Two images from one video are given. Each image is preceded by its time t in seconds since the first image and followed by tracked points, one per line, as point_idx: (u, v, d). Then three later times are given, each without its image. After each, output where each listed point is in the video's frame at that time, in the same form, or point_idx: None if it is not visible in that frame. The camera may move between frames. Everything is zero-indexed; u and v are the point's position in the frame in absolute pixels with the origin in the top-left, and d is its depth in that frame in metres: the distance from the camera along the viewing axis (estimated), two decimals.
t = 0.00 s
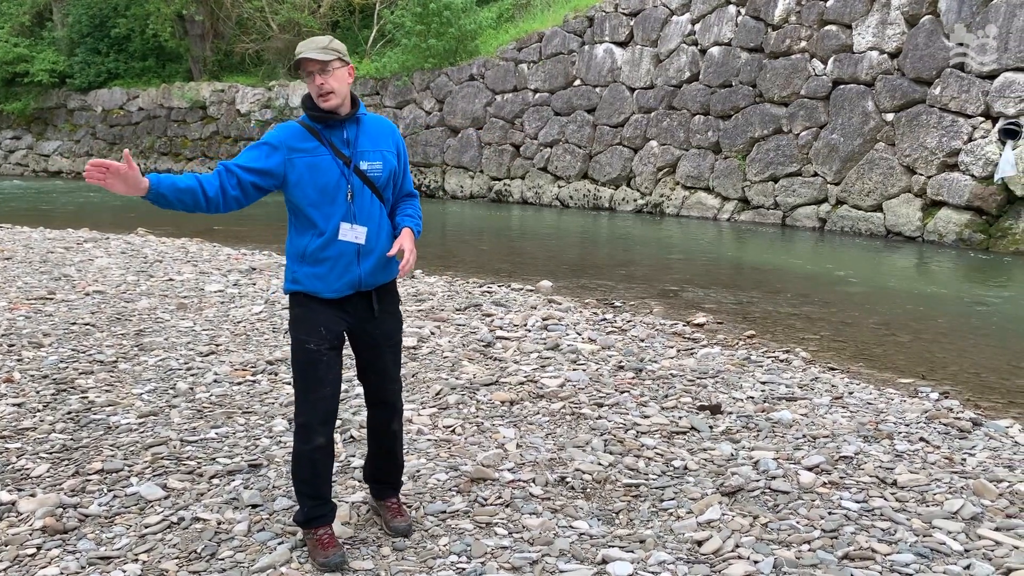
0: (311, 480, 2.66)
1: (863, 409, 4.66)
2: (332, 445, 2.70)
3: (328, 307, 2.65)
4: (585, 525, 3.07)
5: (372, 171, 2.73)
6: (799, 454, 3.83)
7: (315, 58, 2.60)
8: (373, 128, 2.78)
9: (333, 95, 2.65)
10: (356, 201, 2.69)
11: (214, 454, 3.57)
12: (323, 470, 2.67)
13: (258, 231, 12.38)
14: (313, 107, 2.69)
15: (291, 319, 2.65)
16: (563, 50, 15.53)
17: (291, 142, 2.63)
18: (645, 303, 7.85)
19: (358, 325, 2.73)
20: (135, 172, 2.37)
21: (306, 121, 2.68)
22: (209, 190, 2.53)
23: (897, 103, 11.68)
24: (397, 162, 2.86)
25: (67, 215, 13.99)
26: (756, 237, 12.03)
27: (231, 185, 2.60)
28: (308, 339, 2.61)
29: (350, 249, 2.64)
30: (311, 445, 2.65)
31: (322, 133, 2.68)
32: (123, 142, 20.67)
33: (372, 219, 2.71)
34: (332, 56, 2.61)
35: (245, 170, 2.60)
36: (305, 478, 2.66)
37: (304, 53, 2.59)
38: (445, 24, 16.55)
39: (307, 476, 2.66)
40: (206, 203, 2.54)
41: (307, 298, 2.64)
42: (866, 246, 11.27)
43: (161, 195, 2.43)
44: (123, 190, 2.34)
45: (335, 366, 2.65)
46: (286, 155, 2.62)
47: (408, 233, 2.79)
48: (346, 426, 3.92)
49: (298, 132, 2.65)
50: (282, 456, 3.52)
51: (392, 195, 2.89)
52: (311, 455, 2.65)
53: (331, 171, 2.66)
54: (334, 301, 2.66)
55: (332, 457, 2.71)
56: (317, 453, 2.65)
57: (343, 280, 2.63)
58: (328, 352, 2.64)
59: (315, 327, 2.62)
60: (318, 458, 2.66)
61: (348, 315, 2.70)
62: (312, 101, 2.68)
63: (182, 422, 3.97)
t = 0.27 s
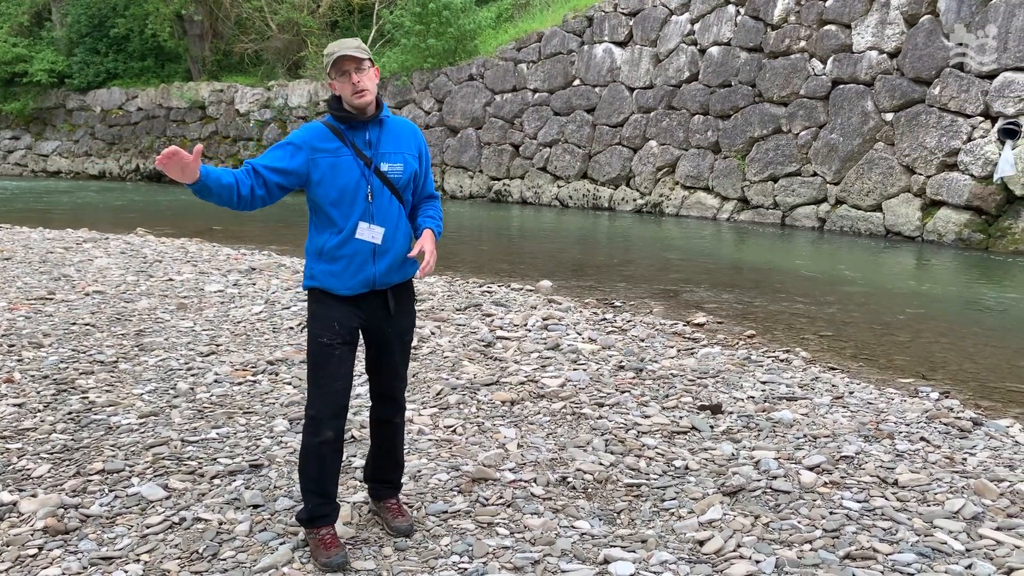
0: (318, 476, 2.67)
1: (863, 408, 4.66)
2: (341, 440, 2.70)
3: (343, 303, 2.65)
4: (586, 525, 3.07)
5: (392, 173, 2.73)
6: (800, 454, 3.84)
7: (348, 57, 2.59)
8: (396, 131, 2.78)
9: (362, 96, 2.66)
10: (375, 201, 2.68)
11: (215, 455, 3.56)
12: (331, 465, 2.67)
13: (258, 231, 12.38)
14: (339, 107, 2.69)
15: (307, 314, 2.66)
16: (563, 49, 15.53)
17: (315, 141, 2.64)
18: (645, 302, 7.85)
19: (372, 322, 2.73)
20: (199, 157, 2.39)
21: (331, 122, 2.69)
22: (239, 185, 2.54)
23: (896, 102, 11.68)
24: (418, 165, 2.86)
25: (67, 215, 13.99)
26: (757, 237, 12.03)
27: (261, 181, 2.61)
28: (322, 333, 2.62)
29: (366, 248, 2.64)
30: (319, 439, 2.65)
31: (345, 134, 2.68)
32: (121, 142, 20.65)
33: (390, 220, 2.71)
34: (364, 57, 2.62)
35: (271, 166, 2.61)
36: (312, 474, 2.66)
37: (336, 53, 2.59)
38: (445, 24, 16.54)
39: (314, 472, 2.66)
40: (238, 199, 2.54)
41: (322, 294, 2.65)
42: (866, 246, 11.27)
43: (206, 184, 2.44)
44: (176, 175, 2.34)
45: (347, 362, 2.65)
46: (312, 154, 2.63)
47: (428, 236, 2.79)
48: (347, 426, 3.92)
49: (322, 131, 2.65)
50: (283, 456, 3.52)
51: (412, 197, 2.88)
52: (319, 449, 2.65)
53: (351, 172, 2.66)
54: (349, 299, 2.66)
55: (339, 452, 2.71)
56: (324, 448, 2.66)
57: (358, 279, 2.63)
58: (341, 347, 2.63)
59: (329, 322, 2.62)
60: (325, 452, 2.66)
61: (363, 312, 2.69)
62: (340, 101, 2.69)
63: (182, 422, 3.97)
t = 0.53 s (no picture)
0: (319, 469, 2.67)
1: (867, 409, 4.66)
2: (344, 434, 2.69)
3: (351, 299, 2.67)
4: (590, 525, 3.06)
5: (407, 178, 2.72)
6: (803, 455, 3.83)
7: (380, 67, 2.60)
8: (418, 137, 2.77)
9: (389, 102, 2.67)
10: (387, 203, 2.69)
11: (218, 455, 3.56)
12: (331, 458, 2.67)
13: (260, 230, 12.38)
14: (365, 110, 2.72)
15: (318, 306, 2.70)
16: (564, 49, 15.53)
17: (335, 140, 2.67)
18: (647, 303, 7.85)
19: (380, 321, 2.72)
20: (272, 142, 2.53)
21: (354, 124, 2.72)
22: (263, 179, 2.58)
23: (899, 103, 11.68)
24: (438, 172, 2.82)
25: (69, 215, 13.99)
26: (758, 237, 12.03)
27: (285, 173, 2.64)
28: (328, 325, 2.65)
29: (373, 249, 2.65)
30: (319, 430, 2.65)
31: (365, 136, 2.71)
32: (123, 142, 20.66)
33: (401, 223, 2.71)
34: (396, 66, 2.62)
35: (292, 161, 2.62)
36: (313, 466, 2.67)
37: (367, 59, 2.60)
38: (446, 24, 16.53)
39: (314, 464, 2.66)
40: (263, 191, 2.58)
41: (332, 288, 2.69)
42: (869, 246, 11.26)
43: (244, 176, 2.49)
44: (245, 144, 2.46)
45: (350, 356, 2.64)
46: (332, 153, 2.67)
47: (442, 241, 2.76)
48: (350, 426, 3.92)
49: (344, 131, 2.69)
50: (287, 457, 3.52)
51: (430, 204, 2.86)
52: (318, 441, 2.65)
53: (365, 173, 2.67)
54: (358, 297, 2.68)
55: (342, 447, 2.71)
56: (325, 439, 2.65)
57: (363, 278, 2.65)
58: (344, 341, 2.64)
59: (335, 316, 2.66)
60: (324, 445, 2.66)
61: (371, 310, 2.70)
62: (368, 105, 2.71)
63: (185, 422, 3.97)
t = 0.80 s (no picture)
0: (301, 463, 2.67)
1: (871, 409, 4.65)
2: (333, 428, 2.69)
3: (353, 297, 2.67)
4: (595, 526, 3.06)
5: (416, 179, 2.72)
6: (807, 455, 3.83)
7: (394, 72, 2.58)
8: (429, 139, 2.76)
9: (400, 105, 2.66)
10: (395, 203, 2.69)
11: (223, 455, 3.57)
12: (318, 452, 2.67)
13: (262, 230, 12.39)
14: (377, 110, 2.72)
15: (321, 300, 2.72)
16: (567, 49, 15.52)
17: (347, 138, 2.68)
18: (650, 303, 7.85)
19: (382, 320, 2.72)
20: (318, 129, 2.57)
21: (367, 123, 2.73)
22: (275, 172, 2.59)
23: (902, 102, 11.67)
24: (448, 174, 2.81)
25: (71, 214, 14.00)
26: (760, 237, 12.02)
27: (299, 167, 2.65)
28: (328, 318, 2.66)
29: (378, 248, 2.65)
30: (308, 421, 2.65)
31: (376, 136, 2.72)
32: (126, 141, 20.67)
33: (408, 223, 2.70)
34: (405, 72, 2.60)
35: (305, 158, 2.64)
36: (297, 459, 2.67)
37: (379, 62, 2.58)
38: (449, 24, 16.53)
39: (297, 457, 2.66)
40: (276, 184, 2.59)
41: (335, 284, 2.69)
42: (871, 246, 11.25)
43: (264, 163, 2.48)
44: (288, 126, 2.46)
45: (347, 352, 2.65)
46: (344, 150, 2.67)
47: (448, 243, 2.74)
48: (355, 426, 3.92)
49: (356, 130, 2.70)
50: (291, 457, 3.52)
51: (438, 206, 2.85)
52: (305, 432, 2.65)
53: (375, 172, 2.68)
54: (360, 294, 2.68)
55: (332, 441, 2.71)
56: (312, 431, 2.65)
57: (368, 276, 2.65)
58: (342, 337, 2.65)
59: (335, 312, 2.66)
60: (311, 437, 2.65)
61: (375, 309, 2.70)
62: (380, 107, 2.71)
63: (190, 422, 3.97)
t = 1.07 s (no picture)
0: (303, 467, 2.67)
1: (877, 411, 4.64)
2: (335, 431, 2.69)
3: (353, 302, 2.67)
4: (603, 527, 3.06)
5: (418, 180, 2.72)
6: (814, 456, 3.82)
7: (395, 68, 2.59)
8: (431, 140, 2.76)
9: (403, 103, 2.66)
10: (397, 205, 2.69)
11: (230, 455, 3.57)
12: (318, 454, 2.66)
13: (267, 230, 12.39)
14: (378, 110, 2.71)
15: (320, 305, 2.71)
16: (571, 49, 15.52)
17: (348, 139, 2.68)
18: (655, 303, 7.84)
19: (384, 323, 2.72)
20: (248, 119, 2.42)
21: (368, 124, 2.72)
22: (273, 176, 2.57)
23: (906, 103, 11.65)
24: (449, 174, 2.81)
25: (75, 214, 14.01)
26: (764, 237, 12.01)
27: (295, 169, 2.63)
28: (327, 324, 2.66)
29: (381, 250, 2.65)
30: (308, 424, 2.65)
31: (377, 136, 2.71)
32: (130, 141, 20.71)
33: (411, 225, 2.70)
34: (412, 67, 2.62)
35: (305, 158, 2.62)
36: (298, 461, 2.66)
37: (385, 58, 2.59)
38: (453, 24, 16.53)
39: (299, 459, 2.66)
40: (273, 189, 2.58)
41: (336, 287, 2.69)
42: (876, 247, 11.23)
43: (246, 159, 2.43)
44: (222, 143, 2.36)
45: (347, 356, 2.64)
46: (344, 152, 2.67)
47: (450, 243, 2.73)
48: (361, 426, 3.92)
49: (356, 131, 2.69)
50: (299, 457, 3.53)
51: (440, 205, 2.84)
52: (304, 435, 2.65)
53: (376, 174, 2.67)
54: (360, 299, 2.68)
55: (334, 443, 2.71)
56: (311, 434, 2.65)
57: (370, 280, 2.65)
58: (342, 341, 2.64)
59: (335, 317, 2.66)
60: (311, 440, 2.65)
61: (377, 312, 2.70)
62: (380, 105, 2.71)
63: (197, 422, 3.98)
